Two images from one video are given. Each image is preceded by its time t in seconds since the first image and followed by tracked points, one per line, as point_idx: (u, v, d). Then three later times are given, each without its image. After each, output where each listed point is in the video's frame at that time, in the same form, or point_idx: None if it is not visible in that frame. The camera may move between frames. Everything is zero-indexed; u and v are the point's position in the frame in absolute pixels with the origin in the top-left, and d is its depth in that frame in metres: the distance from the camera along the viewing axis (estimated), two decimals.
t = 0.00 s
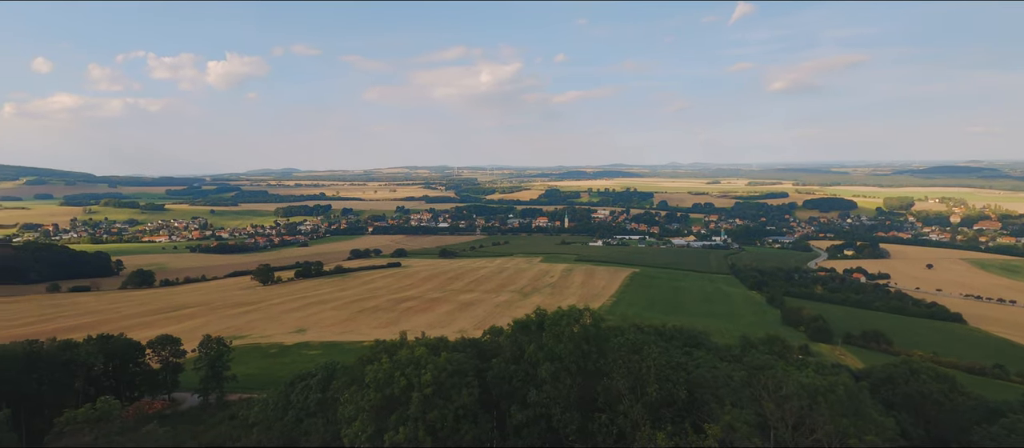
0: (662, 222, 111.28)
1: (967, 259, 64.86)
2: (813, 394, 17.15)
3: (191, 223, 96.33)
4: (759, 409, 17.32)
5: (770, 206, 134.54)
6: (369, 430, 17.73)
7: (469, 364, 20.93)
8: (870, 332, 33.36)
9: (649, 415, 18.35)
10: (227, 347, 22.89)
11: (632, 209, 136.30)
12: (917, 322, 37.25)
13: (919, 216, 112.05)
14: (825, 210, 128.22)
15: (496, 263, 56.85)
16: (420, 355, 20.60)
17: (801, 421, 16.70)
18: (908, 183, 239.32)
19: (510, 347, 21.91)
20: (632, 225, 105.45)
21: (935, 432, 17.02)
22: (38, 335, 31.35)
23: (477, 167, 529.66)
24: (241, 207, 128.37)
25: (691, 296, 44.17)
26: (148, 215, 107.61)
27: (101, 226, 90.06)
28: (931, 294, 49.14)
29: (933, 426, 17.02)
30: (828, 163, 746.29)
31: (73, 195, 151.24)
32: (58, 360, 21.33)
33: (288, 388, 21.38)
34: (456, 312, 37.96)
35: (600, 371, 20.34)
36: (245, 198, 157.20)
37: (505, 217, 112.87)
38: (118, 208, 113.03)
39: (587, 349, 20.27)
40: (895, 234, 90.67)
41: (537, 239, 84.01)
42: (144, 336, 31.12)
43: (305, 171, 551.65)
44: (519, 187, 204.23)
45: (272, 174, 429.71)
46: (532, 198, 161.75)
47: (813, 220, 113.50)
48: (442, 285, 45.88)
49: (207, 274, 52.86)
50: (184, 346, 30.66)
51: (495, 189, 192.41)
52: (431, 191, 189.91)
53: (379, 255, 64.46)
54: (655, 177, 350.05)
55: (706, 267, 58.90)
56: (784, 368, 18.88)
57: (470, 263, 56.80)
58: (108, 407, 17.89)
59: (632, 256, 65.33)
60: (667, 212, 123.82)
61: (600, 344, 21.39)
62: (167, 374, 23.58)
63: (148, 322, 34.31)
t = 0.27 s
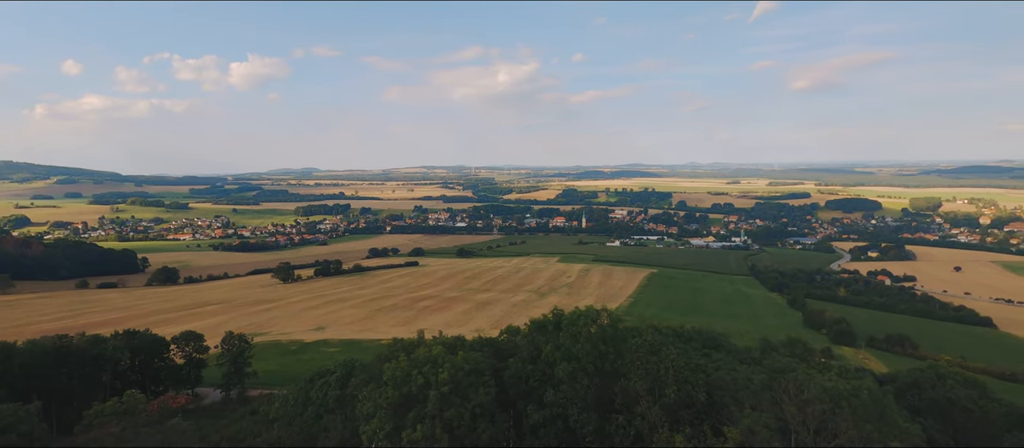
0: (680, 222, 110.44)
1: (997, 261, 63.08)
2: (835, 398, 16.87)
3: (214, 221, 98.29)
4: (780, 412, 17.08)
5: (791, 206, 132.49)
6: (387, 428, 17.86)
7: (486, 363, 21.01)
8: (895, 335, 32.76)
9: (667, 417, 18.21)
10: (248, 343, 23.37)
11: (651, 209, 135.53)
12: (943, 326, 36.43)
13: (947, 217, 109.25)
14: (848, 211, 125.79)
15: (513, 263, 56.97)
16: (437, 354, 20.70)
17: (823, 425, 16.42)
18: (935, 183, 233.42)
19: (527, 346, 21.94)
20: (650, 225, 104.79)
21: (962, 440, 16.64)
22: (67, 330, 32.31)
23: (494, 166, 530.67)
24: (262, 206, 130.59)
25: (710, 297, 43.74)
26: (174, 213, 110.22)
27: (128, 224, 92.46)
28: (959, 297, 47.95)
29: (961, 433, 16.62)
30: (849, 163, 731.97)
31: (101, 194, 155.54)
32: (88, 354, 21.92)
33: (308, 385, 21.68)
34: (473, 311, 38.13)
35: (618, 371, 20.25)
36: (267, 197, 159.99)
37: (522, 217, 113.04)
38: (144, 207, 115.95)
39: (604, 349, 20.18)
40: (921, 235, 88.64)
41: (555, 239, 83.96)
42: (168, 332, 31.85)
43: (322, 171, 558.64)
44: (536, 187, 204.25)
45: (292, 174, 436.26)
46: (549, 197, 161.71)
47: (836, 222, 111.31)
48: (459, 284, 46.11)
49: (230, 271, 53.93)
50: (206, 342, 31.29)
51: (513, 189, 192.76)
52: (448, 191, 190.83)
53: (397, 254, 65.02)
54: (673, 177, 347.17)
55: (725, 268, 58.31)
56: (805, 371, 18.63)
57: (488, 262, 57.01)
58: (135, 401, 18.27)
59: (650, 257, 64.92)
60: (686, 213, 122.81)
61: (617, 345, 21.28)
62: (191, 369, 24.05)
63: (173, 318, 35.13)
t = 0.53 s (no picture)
0: (699, 222, 109.43)
1: None
2: (858, 402, 16.56)
3: (236, 220, 100.15)
4: (801, 414, 16.82)
5: (814, 207, 130.26)
6: (404, 426, 17.96)
7: (503, 363, 21.04)
8: (921, 339, 32.07)
9: (686, 419, 18.00)
10: (269, 340, 23.72)
11: (669, 209, 134.55)
12: (971, 330, 35.56)
13: (977, 219, 106.40)
14: (874, 212, 123.32)
15: (531, 263, 57.00)
16: (454, 353, 20.77)
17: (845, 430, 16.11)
18: (963, 183, 227.33)
19: (544, 346, 21.93)
20: (669, 226, 103.99)
21: None
22: (96, 325, 33.24)
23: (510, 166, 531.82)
24: (283, 205, 132.64)
25: (729, 298, 43.29)
26: (198, 212, 112.63)
27: (154, 222, 94.74)
28: (989, 301, 46.65)
29: (991, 440, 16.19)
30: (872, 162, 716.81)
31: (128, 193, 159.71)
32: (115, 349, 22.44)
33: (327, 381, 21.93)
34: (490, 311, 38.24)
35: (635, 373, 20.14)
36: (288, 197, 162.51)
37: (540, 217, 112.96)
38: (169, 206, 118.72)
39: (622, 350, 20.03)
40: (949, 237, 86.51)
41: (572, 239, 83.74)
42: (192, 328, 32.56)
43: (340, 170, 565.08)
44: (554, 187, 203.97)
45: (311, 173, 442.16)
46: (567, 197, 161.45)
47: (860, 223, 109.11)
48: (476, 283, 46.29)
49: (251, 269, 54.90)
50: (229, 338, 31.88)
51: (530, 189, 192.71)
52: (465, 191, 191.58)
53: (415, 254, 65.47)
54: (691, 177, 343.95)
55: (745, 269, 57.58)
56: (828, 374, 18.32)
57: (505, 262, 57.12)
58: (161, 395, 18.65)
59: (669, 257, 64.43)
60: (706, 213, 121.66)
61: (635, 346, 21.11)
62: (213, 365, 24.60)
63: (196, 315, 35.87)
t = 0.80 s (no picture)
0: (719, 223, 108.22)
1: None
2: (884, 408, 16.23)
3: (258, 219, 101.84)
4: (824, 419, 16.53)
5: (837, 208, 127.85)
6: (422, 424, 18.06)
7: (520, 362, 21.04)
8: (949, 343, 31.37)
9: (705, 421, 17.84)
10: (290, 337, 24.09)
11: (688, 210, 133.28)
12: (1002, 334, 34.63)
13: (1009, 220, 103.27)
14: (899, 213, 120.51)
15: (548, 263, 56.97)
16: (472, 351, 20.81)
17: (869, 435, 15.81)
18: (993, 184, 220.78)
19: (561, 346, 21.92)
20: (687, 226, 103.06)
21: None
22: (123, 321, 34.14)
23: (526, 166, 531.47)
24: (303, 204, 134.50)
25: (749, 300, 42.75)
26: (220, 211, 114.77)
27: (178, 221, 96.77)
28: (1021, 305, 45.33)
29: None
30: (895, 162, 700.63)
31: (154, 192, 163.49)
32: (141, 344, 23.02)
33: (346, 379, 22.20)
34: (507, 310, 38.31)
35: (654, 374, 19.97)
36: (307, 196, 164.63)
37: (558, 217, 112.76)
38: (194, 204, 121.30)
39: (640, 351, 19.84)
40: (979, 239, 84.20)
41: (590, 239, 83.47)
42: (214, 324, 33.22)
43: (357, 170, 571.26)
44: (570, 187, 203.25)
45: (329, 173, 447.62)
46: (583, 197, 160.85)
47: (885, 224, 106.82)
48: (493, 283, 46.40)
49: (272, 267, 55.79)
50: (250, 335, 32.45)
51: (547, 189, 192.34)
52: (482, 190, 192.13)
53: (432, 253, 65.87)
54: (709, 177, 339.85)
55: (766, 271, 56.83)
56: (852, 378, 18.00)
57: (522, 262, 57.16)
58: (186, 389, 19.11)
59: (687, 258, 63.81)
60: (725, 213, 120.26)
61: (653, 347, 20.91)
62: (235, 361, 25.17)
63: (219, 312, 36.58)
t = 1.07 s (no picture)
0: (739, 223, 106.95)
1: None
2: (910, 413, 15.90)
3: (278, 218, 103.47)
4: (847, 423, 16.25)
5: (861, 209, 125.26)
6: (439, 422, 18.18)
7: (537, 362, 21.05)
8: (978, 348, 30.59)
9: (724, 424, 17.66)
10: (309, 335, 24.47)
11: (707, 210, 131.91)
12: None
13: None
14: (927, 213, 117.54)
15: (565, 262, 56.93)
16: (489, 351, 20.86)
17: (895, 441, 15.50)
18: None
19: (578, 347, 21.87)
20: (707, 227, 102.05)
21: None
22: (148, 316, 34.97)
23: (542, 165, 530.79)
24: (322, 203, 136.26)
25: (769, 302, 42.15)
26: (242, 210, 116.96)
27: (202, 219, 98.86)
28: None
29: None
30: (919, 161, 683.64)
31: (178, 191, 167.04)
32: (166, 340, 23.54)
33: (365, 376, 22.46)
34: (524, 310, 38.38)
35: (672, 375, 19.81)
36: (327, 195, 166.76)
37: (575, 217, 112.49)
38: (216, 203, 123.72)
39: (658, 353, 19.66)
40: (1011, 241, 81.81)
41: (607, 239, 83.14)
42: (236, 321, 33.85)
43: (374, 168, 576.20)
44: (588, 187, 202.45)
45: (348, 172, 452.21)
46: (601, 197, 160.17)
47: (911, 225, 104.40)
48: (511, 283, 46.50)
49: (293, 265, 56.68)
50: (271, 332, 33.03)
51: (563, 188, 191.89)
52: (498, 190, 192.55)
53: (450, 252, 66.23)
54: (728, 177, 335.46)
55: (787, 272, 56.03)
56: (876, 382, 17.66)
57: (539, 261, 57.21)
58: (209, 384, 19.48)
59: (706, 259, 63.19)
60: (745, 214, 118.76)
61: (672, 348, 20.71)
62: (257, 357, 25.75)
63: (241, 309, 37.29)
